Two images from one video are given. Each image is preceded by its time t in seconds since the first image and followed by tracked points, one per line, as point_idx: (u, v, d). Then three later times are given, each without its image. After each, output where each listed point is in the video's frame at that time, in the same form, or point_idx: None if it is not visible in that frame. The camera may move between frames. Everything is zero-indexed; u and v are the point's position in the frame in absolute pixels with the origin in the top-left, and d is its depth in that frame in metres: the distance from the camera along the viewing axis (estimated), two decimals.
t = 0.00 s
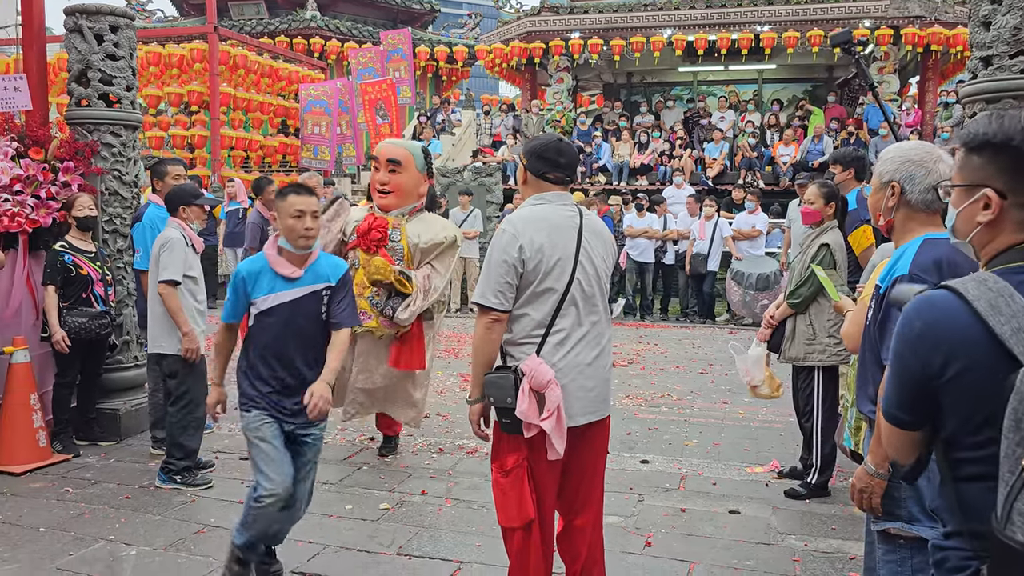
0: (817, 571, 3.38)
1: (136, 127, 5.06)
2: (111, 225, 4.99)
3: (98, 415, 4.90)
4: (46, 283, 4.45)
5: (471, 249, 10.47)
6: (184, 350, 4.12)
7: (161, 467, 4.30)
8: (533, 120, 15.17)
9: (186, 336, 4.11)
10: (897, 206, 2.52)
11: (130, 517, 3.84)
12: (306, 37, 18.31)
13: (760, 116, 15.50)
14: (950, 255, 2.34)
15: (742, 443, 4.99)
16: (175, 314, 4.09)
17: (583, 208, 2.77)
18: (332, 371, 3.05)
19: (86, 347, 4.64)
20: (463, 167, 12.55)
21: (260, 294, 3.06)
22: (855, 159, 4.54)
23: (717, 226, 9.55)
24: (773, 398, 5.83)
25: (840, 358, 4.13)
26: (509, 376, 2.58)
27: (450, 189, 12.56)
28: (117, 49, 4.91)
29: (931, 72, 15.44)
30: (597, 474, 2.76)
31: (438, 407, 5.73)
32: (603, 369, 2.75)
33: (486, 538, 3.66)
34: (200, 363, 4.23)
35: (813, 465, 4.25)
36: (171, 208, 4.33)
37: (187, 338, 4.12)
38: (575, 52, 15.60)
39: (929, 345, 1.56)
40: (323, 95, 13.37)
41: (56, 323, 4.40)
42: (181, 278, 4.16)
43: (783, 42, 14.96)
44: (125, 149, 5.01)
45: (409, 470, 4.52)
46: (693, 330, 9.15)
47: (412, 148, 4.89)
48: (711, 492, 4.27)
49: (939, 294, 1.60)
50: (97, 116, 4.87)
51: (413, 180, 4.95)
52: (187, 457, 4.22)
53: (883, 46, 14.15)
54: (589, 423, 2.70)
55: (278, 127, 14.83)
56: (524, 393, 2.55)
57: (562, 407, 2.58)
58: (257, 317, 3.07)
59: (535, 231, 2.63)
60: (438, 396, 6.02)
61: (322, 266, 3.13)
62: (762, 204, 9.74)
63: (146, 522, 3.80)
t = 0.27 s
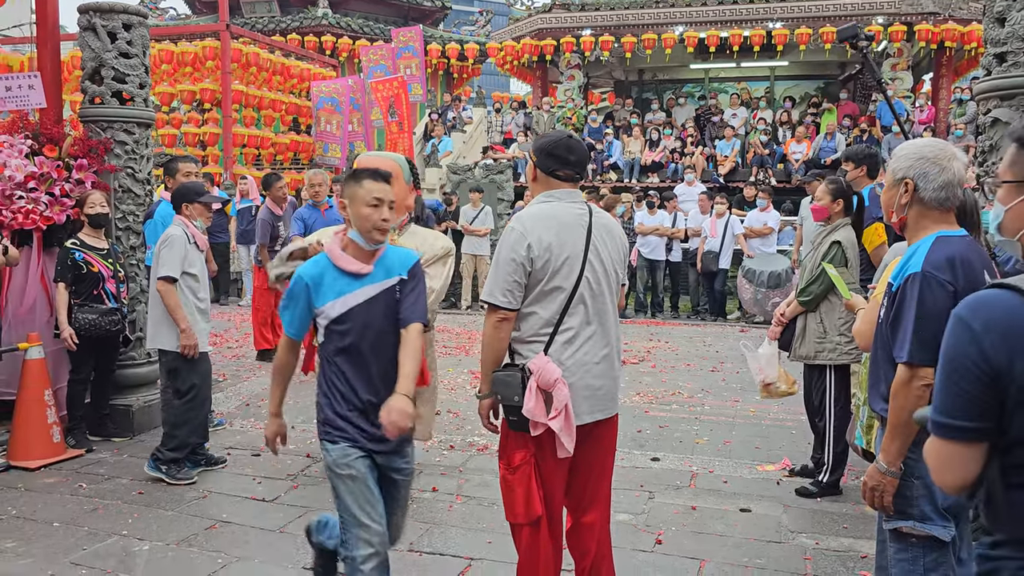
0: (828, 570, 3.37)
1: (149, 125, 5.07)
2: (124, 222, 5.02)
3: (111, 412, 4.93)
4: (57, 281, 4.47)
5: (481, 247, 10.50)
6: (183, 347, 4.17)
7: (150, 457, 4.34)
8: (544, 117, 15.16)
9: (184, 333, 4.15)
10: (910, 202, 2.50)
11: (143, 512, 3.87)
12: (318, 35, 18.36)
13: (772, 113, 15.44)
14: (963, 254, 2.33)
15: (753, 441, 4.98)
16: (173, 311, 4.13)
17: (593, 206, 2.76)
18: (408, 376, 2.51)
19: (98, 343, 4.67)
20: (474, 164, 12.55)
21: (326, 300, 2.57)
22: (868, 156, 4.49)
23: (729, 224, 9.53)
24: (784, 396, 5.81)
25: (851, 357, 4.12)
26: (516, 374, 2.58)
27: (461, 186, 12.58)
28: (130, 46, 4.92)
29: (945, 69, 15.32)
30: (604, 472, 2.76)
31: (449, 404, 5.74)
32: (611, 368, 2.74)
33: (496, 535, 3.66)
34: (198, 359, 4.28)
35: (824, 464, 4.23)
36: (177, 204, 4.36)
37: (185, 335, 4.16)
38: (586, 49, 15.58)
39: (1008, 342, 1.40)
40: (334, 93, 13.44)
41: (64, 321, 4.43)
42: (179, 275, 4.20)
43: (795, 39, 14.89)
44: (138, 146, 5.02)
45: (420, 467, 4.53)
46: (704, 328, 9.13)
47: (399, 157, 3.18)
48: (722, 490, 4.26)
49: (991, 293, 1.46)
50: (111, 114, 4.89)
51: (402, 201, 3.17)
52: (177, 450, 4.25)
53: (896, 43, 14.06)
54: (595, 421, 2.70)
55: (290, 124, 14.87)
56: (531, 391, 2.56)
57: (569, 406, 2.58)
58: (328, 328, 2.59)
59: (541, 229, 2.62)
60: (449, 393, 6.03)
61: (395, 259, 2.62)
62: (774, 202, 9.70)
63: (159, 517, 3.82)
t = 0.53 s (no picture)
0: (846, 566, 3.35)
1: (167, 119, 5.09)
2: (143, 217, 5.05)
3: (131, 405, 4.96)
4: (76, 275, 4.51)
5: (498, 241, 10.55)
6: (184, 346, 4.16)
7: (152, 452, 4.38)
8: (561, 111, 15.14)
9: (186, 332, 4.15)
10: (930, 196, 2.48)
11: (162, 504, 3.89)
12: (335, 29, 18.41)
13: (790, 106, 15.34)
14: (983, 248, 2.30)
15: (770, 436, 4.96)
16: (174, 309, 4.14)
17: (609, 200, 2.75)
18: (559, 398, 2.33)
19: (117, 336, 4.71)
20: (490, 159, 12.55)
21: (436, 285, 2.15)
22: (887, 150, 4.47)
23: (746, 218, 9.40)
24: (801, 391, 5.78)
25: (869, 352, 4.08)
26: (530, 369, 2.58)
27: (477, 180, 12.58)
28: (149, 42, 4.94)
29: (966, 61, 15.15)
30: (620, 468, 2.75)
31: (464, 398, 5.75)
32: (626, 363, 2.72)
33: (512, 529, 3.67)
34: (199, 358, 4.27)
35: (842, 460, 4.20)
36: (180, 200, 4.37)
37: (187, 334, 4.16)
38: (603, 43, 15.53)
39: None
40: (351, 88, 13.51)
41: (84, 315, 4.46)
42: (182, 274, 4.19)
43: (814, 32, 14.78)
44: (157, 141, 5.04)
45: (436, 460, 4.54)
46: (720, 322, 9.10)
47: (379, 124, 4.28)
48: (738, 486, 4.24)
49: None
50: (130, 109, 4.91)
51: (385, 161, 4.33)
52: (175, 445, 4.30)
53: (916, 35, 13.92)
54: (610, 416, 2.68)
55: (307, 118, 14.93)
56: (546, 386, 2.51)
57: (582, 402, 2.52)
58: (434, 320, 2.15)
59: (556, 223, 2.63)
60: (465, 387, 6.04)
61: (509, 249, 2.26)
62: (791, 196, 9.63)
63: (178, 509, 3.85)
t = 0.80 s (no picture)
0: (876, 564, 3.31)
1: (196, 115, 5.13)
2: (173, 211, 5.10)
3: (162, 397, 5.01)
4: (104, 271, 4.55)
5: (525, 235, 10.61)
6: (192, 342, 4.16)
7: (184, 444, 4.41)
8: (587, 105, 15.09)
9: (195, 328, 4.15)
10: (966, 191, 2.42)
11: (193, 496, 3.93)
12: (362, 23, 18.47)
13: (820, 98, 15.18)
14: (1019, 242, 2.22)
15: (798, 432, 4.91)
16: (187, 304, 4.15)
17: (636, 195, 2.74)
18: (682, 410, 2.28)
19: (146, 330, 4.73)
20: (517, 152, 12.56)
21: (594, 290, 1.97)
22: (922, 142, 4.39)
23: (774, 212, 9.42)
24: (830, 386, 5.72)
25: (900, 348, 4.02)
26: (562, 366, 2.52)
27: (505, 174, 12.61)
28: (179, 38, 4.98)
29: (1001, 52, 14.88)
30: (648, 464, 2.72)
31: (491, 392, 5.75)
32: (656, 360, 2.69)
33: (539, 523, 3.66)
34: (210, 354, 4.27)
35: (872, 456, 4.14)
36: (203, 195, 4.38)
37: (196, 330, 4.15)
38: (629, 36, 15.45)
39: None
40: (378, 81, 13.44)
41: (114, 310, 4.50)
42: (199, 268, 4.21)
43: (844, 23, 14.60)
44: (186, 136, 5.08)
45: (463, 454, 4.54)
46: (748, 317, 9.05)
47: (376, 150, 4.01)
48: (767, 482, 4.20)
49: None
50: (160, 105, 4.95)
51: (382, 188, 4.04)
52: (205, 438, 4.32)
53: (949, 25, 13.69)
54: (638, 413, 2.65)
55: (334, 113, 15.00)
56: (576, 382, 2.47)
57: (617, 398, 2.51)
58: (593, 328, 1.98)
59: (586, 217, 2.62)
60: (491, 381, 6.04)
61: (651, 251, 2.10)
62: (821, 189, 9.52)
63: (208, 501, 3.88)
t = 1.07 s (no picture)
0: (921, 567, 3.25)
1: (239, 112, 5.16)
2: (217, 208, 5.15)
3: (206, 391, 5.07)
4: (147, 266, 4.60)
5: (562, 231, 10.60)
6: (238, 337, 4.23)
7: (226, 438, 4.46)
8: (625, 99, 15.02)
9: (240, 324, 4.21)
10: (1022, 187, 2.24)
11: (235, 489, 3.97)
12: (400, 19, 18.56)
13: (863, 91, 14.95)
14: None
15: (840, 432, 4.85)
16: (232, 300, 4.20)
17: (682, 194, 2.69)
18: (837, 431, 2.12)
19: (188, 325, 4.78)
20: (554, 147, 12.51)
21: (812, 322, 1.74)
22: (971, 138, 4.30)
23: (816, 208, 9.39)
24: (874, 386, 5.63)
25: (944, 348, 3.96)
26: (614, 368, 2.53)
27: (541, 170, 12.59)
28: (222, 36, 5.03)
29: None
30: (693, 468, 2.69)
31: (530, 388, 5.75)
32: (700, 360, 2.67)
33: (577, 521, 3.65)
34: (255, 349, 4.33)
35: (915, 458, 4.07)
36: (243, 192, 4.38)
37: (241, 326, 4.21)
38: (669, 29, 15.34)
39: None
40: (417, 76, 13.44)
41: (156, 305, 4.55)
42: (245, 265, 4.27)
43: (889, 15, 14.35)
44: (229, 134, 5.11)
45: (501, 450, 4.54)
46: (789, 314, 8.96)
47: (388, 108, 3.71)
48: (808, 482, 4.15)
49: None
50: (204, 103, 5.00)
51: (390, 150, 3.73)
52: (247, 432, 4.35)
53: (998, 17, 13.39)
54: (684, 414, 2.62)
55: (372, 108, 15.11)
56: (630, 385, 2.50)
57: (665, 401, 2.52)
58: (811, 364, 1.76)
59: (634, 217, 2.56)
60: (530, 377, 6.04)
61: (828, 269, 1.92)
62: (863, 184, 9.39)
63: (250, 494, 3.92)
